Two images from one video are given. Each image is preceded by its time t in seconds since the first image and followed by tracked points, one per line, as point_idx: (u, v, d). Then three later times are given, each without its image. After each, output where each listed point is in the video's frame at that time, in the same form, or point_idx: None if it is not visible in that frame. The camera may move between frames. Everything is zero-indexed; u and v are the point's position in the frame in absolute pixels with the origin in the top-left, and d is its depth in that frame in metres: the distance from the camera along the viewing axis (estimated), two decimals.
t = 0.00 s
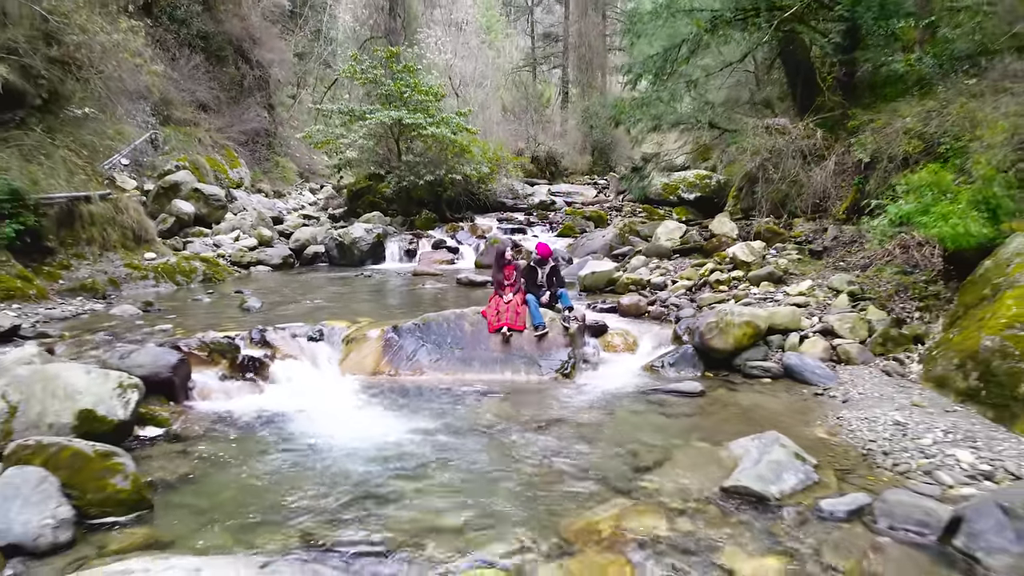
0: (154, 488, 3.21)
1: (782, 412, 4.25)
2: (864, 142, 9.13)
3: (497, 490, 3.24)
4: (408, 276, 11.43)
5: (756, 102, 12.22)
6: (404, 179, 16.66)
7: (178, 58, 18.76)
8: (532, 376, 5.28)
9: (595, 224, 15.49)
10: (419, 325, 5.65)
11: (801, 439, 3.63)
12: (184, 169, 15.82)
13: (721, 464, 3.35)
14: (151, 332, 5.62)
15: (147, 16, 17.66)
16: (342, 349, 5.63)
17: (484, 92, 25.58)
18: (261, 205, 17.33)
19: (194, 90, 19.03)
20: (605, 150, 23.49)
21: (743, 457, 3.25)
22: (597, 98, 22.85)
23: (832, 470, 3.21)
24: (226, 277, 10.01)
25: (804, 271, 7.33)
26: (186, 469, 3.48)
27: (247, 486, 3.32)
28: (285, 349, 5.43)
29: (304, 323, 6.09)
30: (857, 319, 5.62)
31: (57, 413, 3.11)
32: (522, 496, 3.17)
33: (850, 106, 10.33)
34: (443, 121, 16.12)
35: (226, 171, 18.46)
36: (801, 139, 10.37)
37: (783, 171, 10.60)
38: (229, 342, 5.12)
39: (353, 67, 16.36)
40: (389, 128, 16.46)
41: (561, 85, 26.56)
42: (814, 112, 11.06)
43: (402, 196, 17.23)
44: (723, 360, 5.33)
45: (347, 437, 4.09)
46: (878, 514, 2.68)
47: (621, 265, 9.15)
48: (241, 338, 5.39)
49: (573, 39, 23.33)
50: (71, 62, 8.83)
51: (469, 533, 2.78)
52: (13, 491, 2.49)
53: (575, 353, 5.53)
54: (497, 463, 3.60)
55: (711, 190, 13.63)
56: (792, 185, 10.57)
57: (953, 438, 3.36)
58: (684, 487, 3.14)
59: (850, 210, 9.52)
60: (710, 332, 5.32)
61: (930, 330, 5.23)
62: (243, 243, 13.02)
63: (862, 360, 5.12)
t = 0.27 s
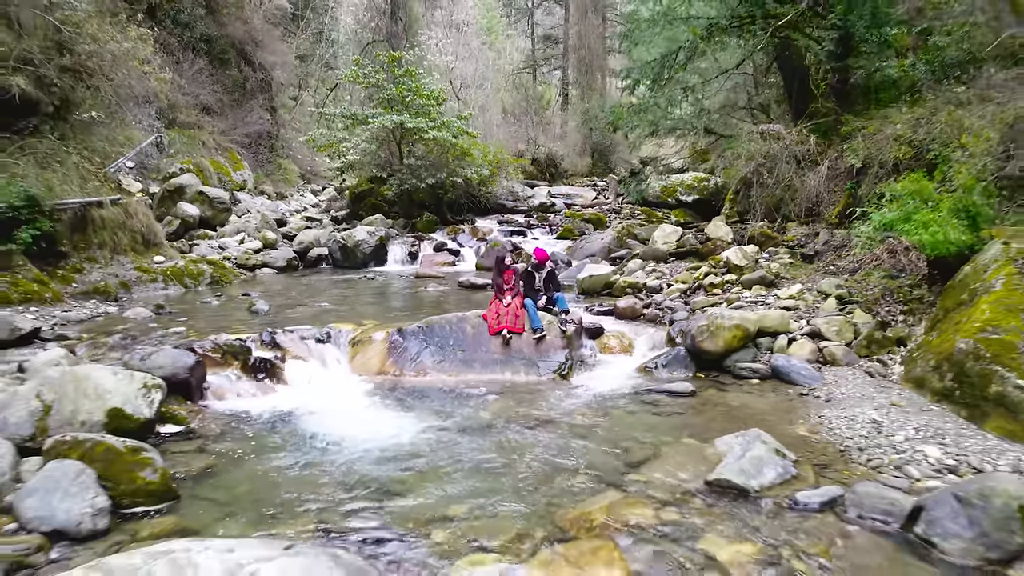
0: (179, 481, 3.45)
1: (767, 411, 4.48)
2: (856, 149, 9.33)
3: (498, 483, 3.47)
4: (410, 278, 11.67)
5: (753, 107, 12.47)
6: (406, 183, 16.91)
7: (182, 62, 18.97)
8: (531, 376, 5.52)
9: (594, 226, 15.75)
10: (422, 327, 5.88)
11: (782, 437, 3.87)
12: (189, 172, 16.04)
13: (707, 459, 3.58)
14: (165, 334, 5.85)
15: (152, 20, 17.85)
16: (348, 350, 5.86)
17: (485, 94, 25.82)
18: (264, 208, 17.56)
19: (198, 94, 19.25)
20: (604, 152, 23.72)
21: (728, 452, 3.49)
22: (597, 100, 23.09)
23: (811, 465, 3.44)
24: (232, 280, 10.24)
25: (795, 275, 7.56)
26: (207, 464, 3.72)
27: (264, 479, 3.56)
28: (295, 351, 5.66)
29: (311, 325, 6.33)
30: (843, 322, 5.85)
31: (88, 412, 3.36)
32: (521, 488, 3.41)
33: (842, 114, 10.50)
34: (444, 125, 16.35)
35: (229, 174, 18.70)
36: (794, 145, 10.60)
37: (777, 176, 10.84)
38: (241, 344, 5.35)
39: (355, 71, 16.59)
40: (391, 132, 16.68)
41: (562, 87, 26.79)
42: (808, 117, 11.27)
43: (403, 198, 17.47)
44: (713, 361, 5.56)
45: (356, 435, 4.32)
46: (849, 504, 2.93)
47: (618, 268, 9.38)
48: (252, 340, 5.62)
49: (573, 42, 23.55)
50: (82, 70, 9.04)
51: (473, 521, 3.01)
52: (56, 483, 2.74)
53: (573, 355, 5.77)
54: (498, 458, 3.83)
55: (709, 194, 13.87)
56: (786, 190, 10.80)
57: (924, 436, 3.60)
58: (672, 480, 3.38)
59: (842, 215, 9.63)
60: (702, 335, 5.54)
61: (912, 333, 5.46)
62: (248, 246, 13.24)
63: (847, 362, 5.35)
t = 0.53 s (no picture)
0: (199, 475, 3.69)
1: (754, 409, 4.70)
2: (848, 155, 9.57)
3: (499, 477, 3.70)
4: (412, 281, 11.90)
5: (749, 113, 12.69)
6: (408, 186, 17.16)
7: (186, 65, 19.18)
8: (529, 377, 5.75)
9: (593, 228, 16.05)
10: (425, 330, 6.12)
11: (767, 434, 4.10)
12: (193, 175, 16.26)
13: (695, 455, 3.81)
14: (177, 337, 6.07)
15: (158, 24, 18.07)
16: (354, 351, 6.09)
17: (486, 96, 26.05)
18: (268, 210, 17.80)
19: (202, 97, 19.47)
20: (604, 154, 23.95)
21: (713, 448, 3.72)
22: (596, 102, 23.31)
23: (791, 460, 3.67)
24: (238, 282, 10.48)
25: (786, 278, 7.80)
26: (224, 458, 3.95)
27: (278, 473, 3.79)
28: (303, 352, 5.89)
29: (319, 328, 6.56)
30: (830, 325, 6.08)
31: (116, 410, 3.63)
32: (520, 482, 3.63)
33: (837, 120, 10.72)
34: (445, 129, 16.58)
35: (232, 176, 18.94)
36: (788, 150, 10.84)
37: (772, 181, 11.08)
38: (252, 346, 5.59)
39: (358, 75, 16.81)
40: (392, 136, 16.91)
41: (562, 89, 27.02)
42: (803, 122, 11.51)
43: (405, 201, 17.72)
44: (705, 362, 5.79)
45: (363, 432, 4.56)
46: (823, 496, 3.16)
47: (616, 272, 9.61)
48: (263, 342, 5.85)
49: (573, 44, 23.75)
50: (94, 78, 9.25)
51: (475, 511, 3.24)
52: (91, 474, 2.98)
53: (570, 356, 6.00)
54: (498, 455, 4.06)
55: (708, 197, 14.31)
56: (780, 194, 11.04)
57: (898, 434, 3.83)
58: (661, 475, 3.60)
59: (834, 218, 9.88)
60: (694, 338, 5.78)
61: (896, 335, 5.68)
62: (252, 248, 13.47)
63: (832, 363, 5.58)
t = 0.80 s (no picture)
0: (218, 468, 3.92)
1: (743, 408, 4.93)
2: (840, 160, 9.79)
3: (500, 472, 3.93)
4: (414, 283, 12.14)
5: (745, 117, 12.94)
6: (410, 189, 17.38)
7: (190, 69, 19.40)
8: (529, 377, 5.98)
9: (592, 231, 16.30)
10: (429, 332, 6.36)
11: (753, 431, 4.34)
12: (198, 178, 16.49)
13: (684, 451, 4.04)
14: (190, 338, 6.31)
15: (162, 28, 18.30)
16: (360, 353, 6.33)
17: (486, 98, 26.28)
18: (272, 213, 18.03)
19: (206, 100, 19.70)
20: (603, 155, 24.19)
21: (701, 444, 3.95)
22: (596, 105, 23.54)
23: (775, 456, 3.91)
24: (245, 284, 10.72)
25: (778, 281, 8.03)
26: (240, 453, 4.19)
27: (291, 466, 4.02)
28: (312, 353, 6.13)
29: (326, 330, 6.80)
30: (818, 327, 6.31)
31: (141, 409, 3.89)
32: (520, 475, 3.87)
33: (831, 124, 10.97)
34: (447, 132, 16.82)
35: (236, 179, 19.19)
36: (783, 155, 11.08)
37: (767, 185, 11.32)
38: (263, 348, 5.82)
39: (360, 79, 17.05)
40: (394, 139, 17.15)
41: (562, 91, 27.26)
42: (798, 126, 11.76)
43: (407, 203, 17.95)
44: (697, 363, 6.02)
45: (371, 430, 4.80)
46: (801, 488, 3.39)
47: (613, 275, 9.85)
48: (273, 343, 6.09)
49: (573, 46, 23.97)
50: (105, 85, 9.48)
51: (477, 502, 3.48)
52: (123, 467, 3.25)
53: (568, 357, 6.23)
54: (499, 451, 4.29)
55: (705, 198, 14.26)
56: (774, 198, 11.27)
57: (876, 432, 4.06)
58: (652, 470, 3.83)
59: (827, 222, 10.01)
60: (687, 340, 6.01)
61: (881, 337, 5.91)
62: (257, 250, 13.71)
63: (819, 363, 5.82)
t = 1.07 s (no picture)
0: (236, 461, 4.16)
1: (731, 405, 5.17)
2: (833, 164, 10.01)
3: (500, 465, 4.17)
4: (417, 283, 12.37)
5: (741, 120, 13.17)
6: (411, 189, 17.60)
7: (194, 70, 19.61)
8: (529, 376, 6.23)
9: (591, 231, 16.56)
10: (432, 333, 6.61)
11: (741, 427, 4.57)
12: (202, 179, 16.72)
13: (674, 447, 4.28)
14: (201, 338, 6.54)
15: (166, 31, 18.49)
16: (366, 352, 6.57)
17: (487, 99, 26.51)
18: (275, 213, 18.27)
19: (209, 101, 19.91)
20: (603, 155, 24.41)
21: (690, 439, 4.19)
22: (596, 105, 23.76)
23: (759, 450, 4.14)
24: (251, 284, 10.95)
25: (771, 282, 8.27)
26: (255, 447, 4.43)
27: (304, 459, 4.27)
28: (319, 353, 6.37)
29: (333, 330, 7.04)
30: (807, 327, 6.54)
31: (163, 406, 4.14)
32: (519, 468, 4.10)
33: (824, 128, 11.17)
34: (448, 134, 17.05)
35: (239, 180, 19.44)
36: (778, 159, 11.32)
37: (762, 188, 11.55)
38: (273, 348, 6.06)
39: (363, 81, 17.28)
40: (396, 141, 17.38)
41: (562, 91, 27.48)
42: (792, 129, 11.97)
43: (408, 204, 18.19)
44: (691, 362, 6.26)
45: (377, 426, 5.03)
46: (782, 480, 3.64)
47: (611, 276, 10.09)
48: (282, 343, 6.33)
49: (573, 47, 24.18)
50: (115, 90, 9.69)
51: (479, 493, 3.72)
52: (151, 460, 3.49)
53: (566, 357, 6.47)
54: (500, 446, 4.53)
55: (703, 199, 14.53)
56: (769, 201, 11.50)
57: (855, 427, 4.31)
58: (644, 464, 4.06)
59: (820, 225, 10.26)
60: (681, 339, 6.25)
61: (867, 337, 6.14)
62: (262, 251, 13.94)
63: (807, 363, 6.06)
